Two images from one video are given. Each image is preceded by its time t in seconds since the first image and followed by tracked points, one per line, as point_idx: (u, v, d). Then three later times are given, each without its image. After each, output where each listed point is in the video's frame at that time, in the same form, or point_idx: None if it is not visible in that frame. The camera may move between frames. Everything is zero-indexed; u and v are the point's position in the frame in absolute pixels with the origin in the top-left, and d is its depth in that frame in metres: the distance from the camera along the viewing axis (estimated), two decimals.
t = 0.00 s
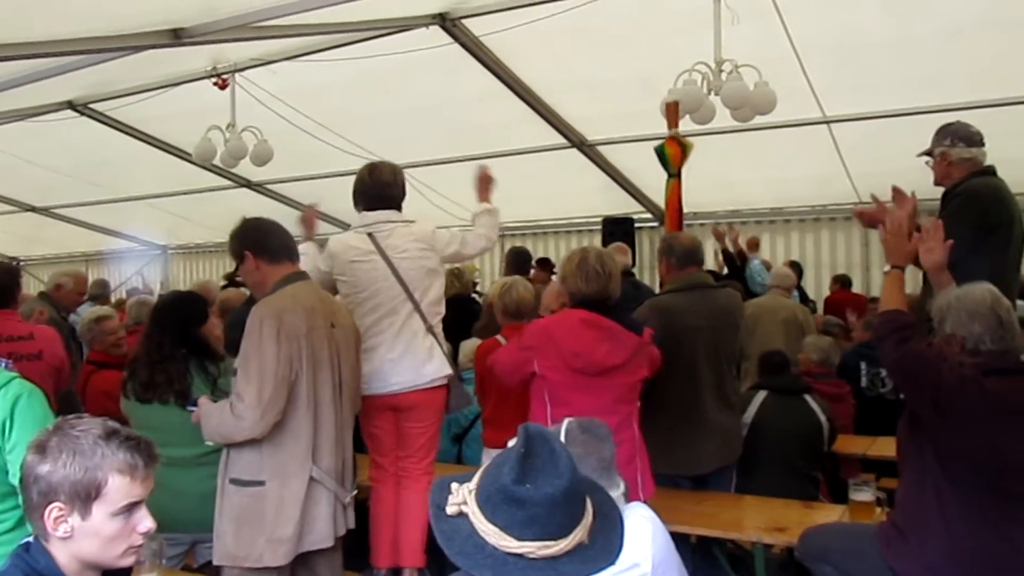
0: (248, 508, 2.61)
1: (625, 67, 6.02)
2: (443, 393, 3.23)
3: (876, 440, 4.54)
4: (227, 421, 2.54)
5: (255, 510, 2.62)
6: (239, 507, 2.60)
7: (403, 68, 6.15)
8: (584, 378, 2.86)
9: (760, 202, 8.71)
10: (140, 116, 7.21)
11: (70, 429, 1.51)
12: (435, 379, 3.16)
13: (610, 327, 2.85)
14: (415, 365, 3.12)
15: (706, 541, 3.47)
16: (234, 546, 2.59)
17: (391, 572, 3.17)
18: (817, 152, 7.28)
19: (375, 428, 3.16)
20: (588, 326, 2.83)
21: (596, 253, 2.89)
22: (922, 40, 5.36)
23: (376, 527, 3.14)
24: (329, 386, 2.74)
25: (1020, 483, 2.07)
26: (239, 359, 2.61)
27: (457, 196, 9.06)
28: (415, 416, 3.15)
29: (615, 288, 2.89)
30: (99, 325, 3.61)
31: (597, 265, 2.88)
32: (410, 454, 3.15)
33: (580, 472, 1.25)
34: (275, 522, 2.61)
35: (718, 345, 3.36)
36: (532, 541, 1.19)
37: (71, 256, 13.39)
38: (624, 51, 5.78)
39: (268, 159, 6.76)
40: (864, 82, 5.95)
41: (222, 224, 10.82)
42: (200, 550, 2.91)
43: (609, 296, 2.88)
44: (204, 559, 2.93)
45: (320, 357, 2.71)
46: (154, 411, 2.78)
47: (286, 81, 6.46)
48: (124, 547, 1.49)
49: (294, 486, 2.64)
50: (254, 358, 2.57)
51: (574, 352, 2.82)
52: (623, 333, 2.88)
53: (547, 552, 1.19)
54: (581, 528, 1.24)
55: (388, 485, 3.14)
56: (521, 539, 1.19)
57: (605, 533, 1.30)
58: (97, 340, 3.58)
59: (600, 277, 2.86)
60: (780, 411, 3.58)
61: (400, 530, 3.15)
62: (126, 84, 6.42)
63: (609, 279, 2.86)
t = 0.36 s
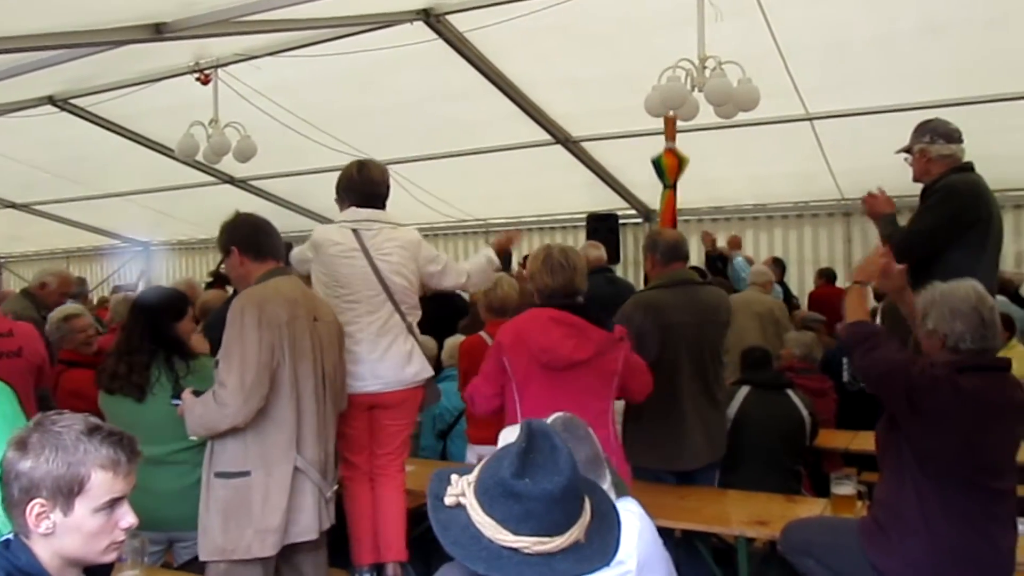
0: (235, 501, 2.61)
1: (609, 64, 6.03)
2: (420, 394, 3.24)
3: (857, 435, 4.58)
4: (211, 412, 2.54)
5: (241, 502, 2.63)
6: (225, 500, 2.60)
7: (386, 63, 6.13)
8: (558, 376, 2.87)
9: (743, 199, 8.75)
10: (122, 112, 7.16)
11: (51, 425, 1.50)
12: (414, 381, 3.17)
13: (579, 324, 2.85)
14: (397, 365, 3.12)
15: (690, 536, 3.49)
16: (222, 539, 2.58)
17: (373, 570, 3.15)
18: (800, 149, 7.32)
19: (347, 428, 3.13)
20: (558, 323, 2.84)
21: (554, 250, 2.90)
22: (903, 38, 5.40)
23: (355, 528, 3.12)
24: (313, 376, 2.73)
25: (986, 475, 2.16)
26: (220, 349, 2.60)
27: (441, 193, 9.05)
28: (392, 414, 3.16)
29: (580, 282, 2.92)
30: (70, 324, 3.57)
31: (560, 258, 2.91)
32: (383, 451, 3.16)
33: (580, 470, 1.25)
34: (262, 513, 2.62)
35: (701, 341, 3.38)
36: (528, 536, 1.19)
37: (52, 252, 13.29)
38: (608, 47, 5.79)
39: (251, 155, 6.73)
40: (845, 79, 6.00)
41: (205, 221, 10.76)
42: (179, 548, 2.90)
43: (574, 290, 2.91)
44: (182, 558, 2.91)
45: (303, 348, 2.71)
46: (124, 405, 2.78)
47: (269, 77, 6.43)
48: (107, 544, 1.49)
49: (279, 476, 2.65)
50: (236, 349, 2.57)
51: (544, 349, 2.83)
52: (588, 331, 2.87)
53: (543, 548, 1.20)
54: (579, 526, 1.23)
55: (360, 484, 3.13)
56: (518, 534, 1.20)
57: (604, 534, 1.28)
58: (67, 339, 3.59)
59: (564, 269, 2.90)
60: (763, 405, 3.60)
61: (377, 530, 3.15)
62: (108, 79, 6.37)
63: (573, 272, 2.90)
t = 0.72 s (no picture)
0: (212, 490, 2.62)
1: (592, 57, 6.03)
2: (408, 391, 3.20)
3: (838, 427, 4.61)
4: (184, 399, 2.55)
5: (216, 491, 2.62)
6: (202, 489, 2.61)
7: (368, 56, 6.10)
8: (521, 363, 2.88)
9: (726, 193, 8.78)
10: (103, 104, 7.10)
11: (28, 418, 1.49)
12: (401, 376, 3.15)
13: (530, 311, 2.86)
14: (381, 360, 3.11)
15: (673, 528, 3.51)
16: (199, 529, 2.59)
17: (359, 564, 3.14)
18: (782, 143, 7.35)
19: (343, 424, 3.15)
20: (511, 314, 2.86)
21: (512, 247, 2.91)
22: (885, 33, 5.43)
23: (347, 520, 3.12)
24: (290, 368, 2.72)
25: (962, 472, 2.24)
26: (197, 337, 2.61)
27: (425, 186, 9.03)
28: (383, 414, 3.14)
29: (536, 272, 2.91)
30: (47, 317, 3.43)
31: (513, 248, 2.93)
32: (382, 448, 3.15)
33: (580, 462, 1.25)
34: (236, 502, 2.61)
35: (686, 337, 3.39)
36: (526, 525, 1.19)
37: (32, 245, 13.16)
38: (592, 41, 5.78)
39: (233, 148, 6.69)
40: (827, 74, 6.02)
41: (187, 214, 10.68)
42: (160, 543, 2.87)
43: (530, 280, 2.90)
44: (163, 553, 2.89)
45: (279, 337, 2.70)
46: (104, 400, 2.76)
47: (251, 69, 6.39)
48: (85, 538, 1.48)
49: (253, 466, 2.63)
50: (212, 337, 2.57)
51: (497, 340, 2.85)
52: (539, 315, 2.87)
53: (541, 538, 1.19)
54: (576, 517, 1.23)
55: (360, 476, 3.14)
56: (518, 524, 1.19)
57: (603, 524, 1.28)
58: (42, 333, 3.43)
59: (517, 259, 2.91)
60: (745, 397, 3.62)
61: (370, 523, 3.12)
62: (88, 70, 6.32)
63: (524, 258, 2.91)
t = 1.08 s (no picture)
0: (188, 486, 2.60)
1: (575, 53, 6.04)
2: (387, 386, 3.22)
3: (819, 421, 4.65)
4: (160, 394, 2.54)
5: (192, 487, 2.61)
6: (178, 485, 2.59)
7: (352, 51, 6.08)
8: (472, 357, 2.87)
9: (708, 189, 8.82)
10: (82, 98, 7.03)
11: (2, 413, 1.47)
12: (384, 367, 3.18)
13: (483, 308, 2.85)
14: (367, 350, 3.11)
15: (656, 522, 3.53)
16: (175, 525, 2.58)
17: (339, 560, 3.11)
18: (764, 139, 7.39)
19: (313, 419, 3.11)
20: (471, 309, 2.86)
21: (490, 241, 2.92)
22: (865, 30, 5.47)
23: (320, 514, 3.13)
24: (267, 364, 2.71)
25: (940, 456, 2.30)
26: (174, 332, 2.60)
27: (407, 181, 9.00)
28: (361, 404, 3.15)
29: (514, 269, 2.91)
30: (28, 308, 3.43)
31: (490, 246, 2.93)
32: (351, 442, 3.14)
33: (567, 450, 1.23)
34: (212, 498, 2.60)
35: (673, 328, 3.40)
36: (507, 499, 1.15)
37: (11, 240, 13.03)
38: (575, 37, 5.79)
39: (214, 142, 6.65)
40: (808, 70, 6.06)
41: (168, 209, 10.61)
42: (138, 541, 2.86)
43: (503, 277, 2.90)
44: (142, 551, 2.88)
45: (255, 332, 2.69)
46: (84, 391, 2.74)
47: (232, 63, 6.35)
48: (62, 533, 1.47)
49: (229, 462, 2.62)
50: (187, 332, 2.56)
51: (452, 332, 2.86)
52: (496, 314, 2.85)
53: (524, 515, 1.15)
54: (560, 498, 1.18)
55: (325, 476, 3.12)
56: (501, 499, 1.15)
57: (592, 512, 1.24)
58: (25, 325, 3.43)
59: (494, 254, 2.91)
60: (727, 390, 3.64)
61: (346, 517, 3.15)
62: (66, 64, 6.26)
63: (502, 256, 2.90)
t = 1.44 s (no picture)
0: (176, 485, 2.59)
1: (563, 49, 6.04)
2: (371, 377, 3.19)
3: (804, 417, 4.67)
4: (146, 393, 2.52)
5: (181, 485, 2.60)
6: (165, 484, 2.57)
7: (339, 46, 6.05)
8: (449, 352, 2.88)
9: (695, 185, 8.84)
10: (65, 93, 6.97)
11: None
12: (361, 362, 3.14)
13: (462, 304, 2.85)
14: (342, 344, 3.10)
15: (642, 519, 3.54)
16: (162, 524, 2.56)
17: (325, 557, 3.12)
18: (750, 136, 7.41)
19: (302, 413, 3.11)
20: (448, 304, 2.88)
21: (478, 236, 2.92)
22: (851, 27, 5.49)
23: (306, 512, 3.12)
24: (254, 361, 2.71)
25: (915, 450, 2.34)
26: (158, 330, 2.58)
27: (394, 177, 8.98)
28: (344, 399, 3.13)
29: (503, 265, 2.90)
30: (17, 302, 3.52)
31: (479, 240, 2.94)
32: (339, 436, 3.12)
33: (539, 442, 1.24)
34: (201, 495, 2.60)
35: (660, 321, 3.41)
36: (483, 491, 1.16)
37: None
38: (562, 33, 5.79)
39: (199, 138, 6.61)
40: (794, 67, 6.08)
41: (153, 205, 10.54)
42: (121, 539, 2.86)
43: (492, 273, 2.89)
44: (126, 549, 2.87)
45: (241, 329, 2.68)
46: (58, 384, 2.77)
47: (217, 58, 6.31)
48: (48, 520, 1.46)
49: (218, 459, 2.62)
50: (173, 331, 2.54)
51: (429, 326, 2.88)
52: (471, 311, 2.84)
53: (500, 506, 1.15)
54: (535, 489, 1.19)
55: (315, 470, 3.11)
56: (475, 491, 1.16)
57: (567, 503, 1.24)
58: (14, 318, 3.50)
59: (481, 249, 2.91)
60: (714, 386, 3.66)
61: (332, 514, 3.14)
62: (48, 58, 6.21)
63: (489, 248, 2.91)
